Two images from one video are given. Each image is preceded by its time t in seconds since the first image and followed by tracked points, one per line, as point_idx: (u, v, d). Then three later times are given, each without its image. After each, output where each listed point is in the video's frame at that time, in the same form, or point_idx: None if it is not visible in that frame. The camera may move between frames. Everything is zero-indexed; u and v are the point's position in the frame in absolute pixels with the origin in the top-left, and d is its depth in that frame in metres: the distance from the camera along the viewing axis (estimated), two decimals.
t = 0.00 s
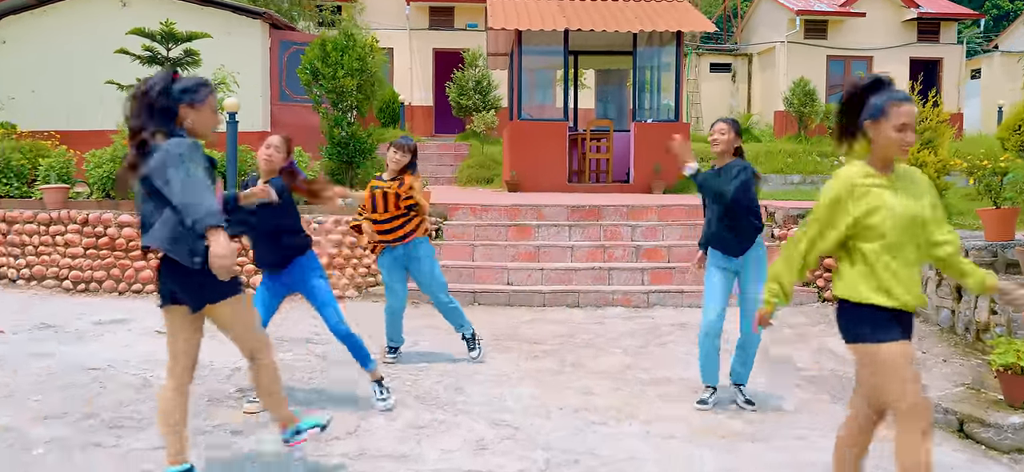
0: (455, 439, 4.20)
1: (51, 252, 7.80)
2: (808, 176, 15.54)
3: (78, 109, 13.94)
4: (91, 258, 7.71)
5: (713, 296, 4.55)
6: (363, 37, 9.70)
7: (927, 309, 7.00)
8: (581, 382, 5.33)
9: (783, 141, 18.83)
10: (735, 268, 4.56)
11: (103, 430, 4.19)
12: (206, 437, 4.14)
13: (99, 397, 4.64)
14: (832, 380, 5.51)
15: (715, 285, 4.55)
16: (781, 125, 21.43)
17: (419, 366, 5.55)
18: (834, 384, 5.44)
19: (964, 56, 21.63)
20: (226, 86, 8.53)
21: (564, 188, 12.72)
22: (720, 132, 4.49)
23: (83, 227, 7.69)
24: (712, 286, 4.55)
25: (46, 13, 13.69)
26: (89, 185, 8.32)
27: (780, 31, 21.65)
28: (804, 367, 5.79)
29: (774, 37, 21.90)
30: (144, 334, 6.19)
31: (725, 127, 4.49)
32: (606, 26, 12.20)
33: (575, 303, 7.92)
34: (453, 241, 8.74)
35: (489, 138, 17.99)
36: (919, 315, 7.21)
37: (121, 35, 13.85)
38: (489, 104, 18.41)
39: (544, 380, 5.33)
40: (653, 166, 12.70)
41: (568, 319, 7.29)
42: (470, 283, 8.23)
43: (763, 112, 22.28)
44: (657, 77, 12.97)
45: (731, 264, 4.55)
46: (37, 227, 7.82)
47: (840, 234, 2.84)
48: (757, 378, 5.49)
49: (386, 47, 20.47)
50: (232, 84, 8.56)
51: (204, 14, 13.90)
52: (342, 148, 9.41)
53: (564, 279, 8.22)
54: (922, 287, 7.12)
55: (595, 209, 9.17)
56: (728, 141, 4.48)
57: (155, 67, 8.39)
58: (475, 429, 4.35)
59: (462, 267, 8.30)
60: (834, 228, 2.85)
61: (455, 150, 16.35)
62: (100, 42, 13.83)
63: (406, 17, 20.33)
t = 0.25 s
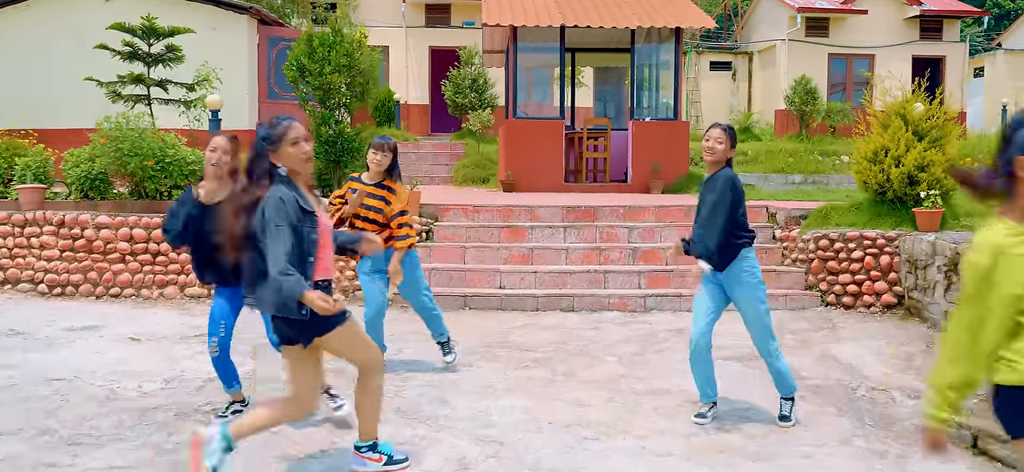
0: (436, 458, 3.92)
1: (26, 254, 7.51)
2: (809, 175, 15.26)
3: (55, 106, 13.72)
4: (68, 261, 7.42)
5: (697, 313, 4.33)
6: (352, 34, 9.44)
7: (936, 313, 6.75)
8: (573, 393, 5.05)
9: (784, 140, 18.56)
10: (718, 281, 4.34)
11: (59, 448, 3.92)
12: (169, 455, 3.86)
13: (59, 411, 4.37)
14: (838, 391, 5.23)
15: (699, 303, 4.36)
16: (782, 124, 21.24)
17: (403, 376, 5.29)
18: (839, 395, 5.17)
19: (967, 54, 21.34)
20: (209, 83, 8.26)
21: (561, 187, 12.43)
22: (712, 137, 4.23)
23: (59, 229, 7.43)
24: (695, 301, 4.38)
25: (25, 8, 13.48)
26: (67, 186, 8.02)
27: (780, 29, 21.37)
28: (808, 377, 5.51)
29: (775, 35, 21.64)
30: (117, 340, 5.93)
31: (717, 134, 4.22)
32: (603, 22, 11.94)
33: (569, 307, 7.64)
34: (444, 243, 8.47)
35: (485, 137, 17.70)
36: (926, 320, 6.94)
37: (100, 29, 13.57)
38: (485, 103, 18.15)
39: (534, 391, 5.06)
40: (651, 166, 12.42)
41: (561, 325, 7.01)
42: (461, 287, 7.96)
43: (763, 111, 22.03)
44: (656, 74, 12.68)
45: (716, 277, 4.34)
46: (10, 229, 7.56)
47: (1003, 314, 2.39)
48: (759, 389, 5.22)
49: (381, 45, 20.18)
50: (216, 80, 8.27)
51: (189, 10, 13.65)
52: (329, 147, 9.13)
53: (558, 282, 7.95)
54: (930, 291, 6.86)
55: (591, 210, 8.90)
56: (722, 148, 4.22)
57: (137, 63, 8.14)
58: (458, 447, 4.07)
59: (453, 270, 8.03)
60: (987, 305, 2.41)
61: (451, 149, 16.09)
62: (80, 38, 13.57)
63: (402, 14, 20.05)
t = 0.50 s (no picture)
0: None
1: None
2: (811, 175, 15.01)
3: (38, 106, 13.86)
4: (44, 266, 7.16)
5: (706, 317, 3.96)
6: (341, 31, 9.20)
7: (945, 320, 6.48)
8: (565, 405, 4.79)
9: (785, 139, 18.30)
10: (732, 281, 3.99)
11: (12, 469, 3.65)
12: None
13: (19, 428, 4.11)
14: (845, 403, 4.96)
15: (709, 305, 3.95)
16: (784, 123, 21.00)
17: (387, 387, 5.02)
18: (846, 407, 4.90)
19: (971, 53, 21.07)
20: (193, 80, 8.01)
21: (557, 188, 12.18)
22: (727, 122, 3.96)
23: (35, 232, 7.16)
24: (705, 303, 3.96)
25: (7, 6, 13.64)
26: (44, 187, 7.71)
27: (782, 27, 21.12)
28: (814, 387, 5.25)
29: (776, 33, 21.40)
30: (90, 349, 5.67)
31: (730, 120, 3.96)
32: (600, 19, 11.67)
33: (564, 313, 7.38)
34: (436, 245, 8.21)
35: (482, 136, 17.43)
36: (935, 326, 6.67)
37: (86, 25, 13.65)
38: (482, 102, 17.91)
39: (524, 404, 4.79)
40: (650, 166, 12.18)
41: (556, 331, 6.75)
42: (453, 291, 7.69)
43: (764, 110, 21.77)
44: (656, 73, 12.37)
45: (727, 275, 3.98)
46: None
47: None
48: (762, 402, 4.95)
49: (377, 43, 19.90)
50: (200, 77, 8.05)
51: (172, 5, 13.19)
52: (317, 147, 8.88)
53: (553, 286, 7.68)
54: (939, 297, 6.59)
55: (588, 211, 8.64)
56: (736, 139, 3.96)
57: (118, 60, 7.87)
58: (440, 468, 3.79)
59: (444, 273, 7.76)
60: None
61: (446, 148, 15.84)
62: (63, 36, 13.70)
63: (398, 12, 19.82)
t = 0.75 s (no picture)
0: None
1: None
2: (815, 175, 14.75)
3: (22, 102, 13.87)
4: (23, 268, 6.91)
5: (719, 329, 3.73)
6: (334, 25, 8.95)
7: (959, 326, 6.24)
8: (563, 418, 4.53)
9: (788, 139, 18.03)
10: (750, 294, 3.73)
11: None
12: None
13: None
14: (858, 416, 4.71)
15: (727, 314, 3.71)
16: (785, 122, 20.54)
17: (375, 398, 4.76)
18: (859, 420, 4.65)
19: (976, 51, 20.81)
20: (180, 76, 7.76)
21: (556, 188, 11.92)
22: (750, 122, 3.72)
23: (15, 233, 6.93)
24: (723, 315, 3.71)
25: None
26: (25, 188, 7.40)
27: (784, 25, 20.88)
28: (824, 398, 4.99)
29: (778, 31, 21.16)
30: (65, 357, 5.42)
31: (755, 122, 3.72)
32: (600, 15, 11.43)
33: (563, 317, 7.13)
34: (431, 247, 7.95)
35: (480, 135, 17.15)
36: (948, 332, 6.43)
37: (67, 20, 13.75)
38: (481, 100, 17.65)
39: (520, 417, 4.53)
40: (652, 165, 11.91)
41: (554, 337, 6.50)
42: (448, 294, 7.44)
43: (767, 109, 21.50)
44: (656, 72, 12.13)
45: (747, 289, 3.71)
46: None
47: None
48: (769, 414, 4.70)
49: (374, 41, 19.61)
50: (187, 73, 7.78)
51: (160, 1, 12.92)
52: (307, 146, 8.63)
53: (551, 290, 7.42)
54: (952, 302, 6.34)
55: (587, 212, 8.38)
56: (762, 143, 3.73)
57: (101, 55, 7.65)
58: None
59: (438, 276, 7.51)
60: None
61: (444, 147, 15.59)
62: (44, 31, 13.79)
63: (396, 9, 19.56)
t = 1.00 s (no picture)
0: None
1: None
2: (819, 175, 14.51)
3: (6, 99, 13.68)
4: (3, 271, 6.68)
5: (721, 333, 3.53)
6: (326, 20, 8.73)
7: (971, 331, 6.01)
8: (559, 432, 4.30)
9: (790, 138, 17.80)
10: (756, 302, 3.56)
11: None
12: None
13: None
14: (870, 428, 4.47)
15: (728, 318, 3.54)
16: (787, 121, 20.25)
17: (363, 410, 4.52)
18: (871, 433, 4.41)
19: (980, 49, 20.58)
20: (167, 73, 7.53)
21: (554, 188, 11.68)
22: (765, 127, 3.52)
23: None
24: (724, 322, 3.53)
25: None
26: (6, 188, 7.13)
27: (785, 23, 20.66)
28: (834, 409, 4.76)
29: (779, 30, 20.93)
30: (40, 364, 5.18)
31: (767, 126, 3.52)
32: (600, 12, 11.21)
33: (561, 322, 6.90)
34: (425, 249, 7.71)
35: (478, 134, 16.91)
36: (960, 338, 6.20)
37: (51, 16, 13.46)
38: (479, 99, 17.42)
39: (513, 430, 4.29)
40: (653, 165, 11.66)
41: (551, 343, 6.27)
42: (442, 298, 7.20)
43: (769, 109, 21.27)
44: (657, 70, 11.90)
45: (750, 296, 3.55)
46: None
47: None
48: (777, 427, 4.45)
49: (371, 39, 19.39)
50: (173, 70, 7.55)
51: None
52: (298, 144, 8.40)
53: (549, 293, 7.19)
54: (964, 307, 6.12)
55: (586, 214, 8.16)
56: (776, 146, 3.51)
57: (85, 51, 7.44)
58: None
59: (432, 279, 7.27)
60: None
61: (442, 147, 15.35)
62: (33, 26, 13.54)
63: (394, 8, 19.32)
